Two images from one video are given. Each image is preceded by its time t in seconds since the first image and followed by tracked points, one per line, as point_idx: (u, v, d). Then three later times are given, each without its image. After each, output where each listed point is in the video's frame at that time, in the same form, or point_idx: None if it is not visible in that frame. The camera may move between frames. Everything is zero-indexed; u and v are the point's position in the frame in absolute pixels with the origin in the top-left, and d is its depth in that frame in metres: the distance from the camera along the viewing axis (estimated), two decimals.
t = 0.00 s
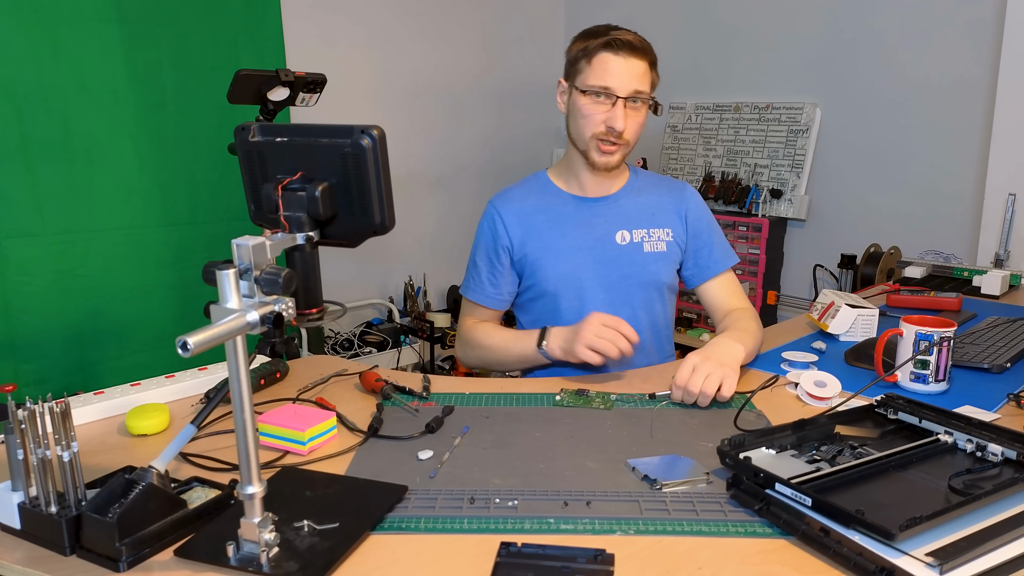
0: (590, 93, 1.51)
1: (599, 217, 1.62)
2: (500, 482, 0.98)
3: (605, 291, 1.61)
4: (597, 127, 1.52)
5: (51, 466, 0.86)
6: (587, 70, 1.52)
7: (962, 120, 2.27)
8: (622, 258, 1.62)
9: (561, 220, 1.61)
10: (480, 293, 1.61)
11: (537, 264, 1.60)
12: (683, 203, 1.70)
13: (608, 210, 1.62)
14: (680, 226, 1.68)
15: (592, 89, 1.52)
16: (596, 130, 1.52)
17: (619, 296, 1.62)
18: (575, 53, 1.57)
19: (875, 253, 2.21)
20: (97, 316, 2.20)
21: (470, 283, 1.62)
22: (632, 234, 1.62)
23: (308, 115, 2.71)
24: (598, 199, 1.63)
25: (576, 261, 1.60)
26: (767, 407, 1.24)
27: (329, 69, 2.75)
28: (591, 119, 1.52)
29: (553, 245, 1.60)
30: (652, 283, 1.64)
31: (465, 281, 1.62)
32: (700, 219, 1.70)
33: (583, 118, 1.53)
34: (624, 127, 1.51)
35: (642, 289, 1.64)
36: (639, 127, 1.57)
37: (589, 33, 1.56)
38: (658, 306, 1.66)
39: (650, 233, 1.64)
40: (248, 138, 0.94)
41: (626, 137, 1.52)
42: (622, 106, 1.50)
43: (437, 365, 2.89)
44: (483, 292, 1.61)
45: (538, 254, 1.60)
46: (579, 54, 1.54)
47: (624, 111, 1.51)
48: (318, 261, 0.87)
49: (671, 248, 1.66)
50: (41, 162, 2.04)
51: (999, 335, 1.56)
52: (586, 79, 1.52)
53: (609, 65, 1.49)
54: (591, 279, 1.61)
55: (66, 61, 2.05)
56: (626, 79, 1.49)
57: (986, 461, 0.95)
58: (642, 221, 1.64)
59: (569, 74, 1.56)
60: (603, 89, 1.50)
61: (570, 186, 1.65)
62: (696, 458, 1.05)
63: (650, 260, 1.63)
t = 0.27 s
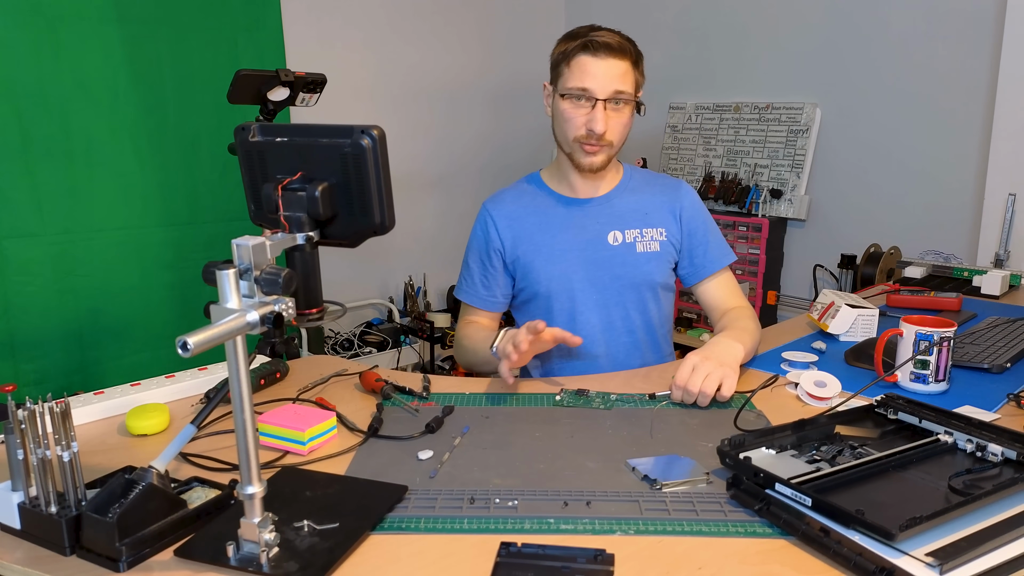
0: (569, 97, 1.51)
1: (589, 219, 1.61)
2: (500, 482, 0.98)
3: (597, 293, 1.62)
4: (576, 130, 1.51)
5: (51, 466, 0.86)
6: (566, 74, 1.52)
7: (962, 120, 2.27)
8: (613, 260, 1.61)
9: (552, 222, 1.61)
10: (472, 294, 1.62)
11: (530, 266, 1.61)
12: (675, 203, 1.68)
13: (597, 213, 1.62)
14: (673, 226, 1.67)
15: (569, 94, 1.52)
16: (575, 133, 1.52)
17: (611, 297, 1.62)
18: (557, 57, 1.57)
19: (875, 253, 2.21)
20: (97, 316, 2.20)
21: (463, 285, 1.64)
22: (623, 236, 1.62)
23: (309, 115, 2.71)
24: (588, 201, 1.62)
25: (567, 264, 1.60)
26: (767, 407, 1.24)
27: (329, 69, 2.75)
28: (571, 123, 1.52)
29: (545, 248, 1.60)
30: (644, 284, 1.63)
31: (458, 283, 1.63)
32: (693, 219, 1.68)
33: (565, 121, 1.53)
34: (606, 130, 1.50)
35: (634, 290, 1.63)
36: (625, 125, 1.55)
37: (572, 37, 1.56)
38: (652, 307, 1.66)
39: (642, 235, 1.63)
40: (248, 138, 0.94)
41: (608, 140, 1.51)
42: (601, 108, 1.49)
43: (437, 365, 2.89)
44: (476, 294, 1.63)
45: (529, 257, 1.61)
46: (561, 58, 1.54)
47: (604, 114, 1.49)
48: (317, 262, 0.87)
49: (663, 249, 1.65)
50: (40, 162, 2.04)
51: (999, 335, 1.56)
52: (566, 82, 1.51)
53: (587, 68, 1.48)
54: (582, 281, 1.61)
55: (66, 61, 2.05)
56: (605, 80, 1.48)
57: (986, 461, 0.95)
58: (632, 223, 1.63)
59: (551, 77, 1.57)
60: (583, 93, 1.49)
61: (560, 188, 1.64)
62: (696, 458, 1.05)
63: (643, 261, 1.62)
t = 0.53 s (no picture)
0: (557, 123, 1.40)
1: (585, 222, 1.61)
2: (500, 482, 0.98)
3: (593, 294, 1.62)
4: (566, 157, 1.43)
5: (51, 466, 0.86)
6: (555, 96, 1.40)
7: (962, 120, 2.27)
8: (609, 262, 1.61)
9: (548, 224, 1.61)
10: (468, 294, 1.63)
11: (526, 267, 1.61)
12: (671, 204, 1.67)
13: (593, 215, 1.62)
14: (670, 226, 1.66)
15: (557, 120, 1.40)
16: (563, 160, 1.44)
17: (608, 298, 1.63)
18: (549, 70, 1.42)
19: (875, 253, 2.21)
20: (97, 316, 2.20)
21: (459, 284, 1.64)
22: (619, 238, 1.62)
23: (308, 115, 2.71)
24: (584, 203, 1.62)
25: (563, 266, 1.61)
26: (766, 407, 1.24)
27: (329, 69, 2.75)
28: (560, 150, 1.43)
29: (541, 250, 1.61)
30: (640, 285, 1.63)
31: (455, 282, 1.64)
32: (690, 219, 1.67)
33: (555, 145, 1.44)
34: (597, 160, 1.41)
35: (630, 291, 1.63)
36: (617, 145, 1.44)
37: (567, 47, 1.42)
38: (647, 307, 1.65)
39: (638, 237, 1.62)
40: (248, 138, 0.94)
41: (598, 168, 1.43)
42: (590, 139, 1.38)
43: (437, 365, 2.89)
44: (472, 294, 1.63)
45: (526, 258, 1.61)
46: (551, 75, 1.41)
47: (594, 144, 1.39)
48: (317, 262, 0.87)
49: (659, 250, 1.64)
50: (40, 162, 2.04)
51: (999, 335, 1.56)
52: (554, 106, 1.40)
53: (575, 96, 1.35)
54: (579, 282, 1.61)
55: (66, 60, 2.05)
56: (594, 110, 1.35)
57: (986, 461, 0.95)
58: (628, 225, 1.63)
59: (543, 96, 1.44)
60: (570, 123, 1.38)
61: (556, 189, 1.63)
62: (696, 458, 1.05)
63: (639, 263, 1.62)
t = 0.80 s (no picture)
0: (558, 136, 1.40)
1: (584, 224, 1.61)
2: (500, 482, 0.98)
3: (592, 296, 1.62)
4: (567, 167, 1.44)
5: (51, 466, 0.86)
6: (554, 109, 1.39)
7: (962, 120, 2.27)
8: (609, 264, 1.61)
9: (547, 226, 1.61)
10: (468, 295, 1.63)
11: (525, 270, 1.61)
12: (670, 205, 1.66)
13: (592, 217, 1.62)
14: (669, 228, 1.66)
15: (558, 132, 1.40)
16: (565, 170, 1.45)
17: (607, 300, 1.62)
18: (548, 81, 1.41)
19: (875, 253, 2.21)
20: (97, 316, 2.20)
21: (459, 286, 1.65)
22: (619, 240, 1.61)
23: (308, 115, 2.71)
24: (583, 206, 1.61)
25: (562, 268, 1.61)
26: (766, 407, 1.24)
27: (329, 69, 2.75)
28: (561, 161, 1.44)
29: (540, 252, 1.60)
30: (640, 286, 1.63)
31: (454, 284, 1.64)
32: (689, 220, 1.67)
33: (556, 156, 1.44)
34: (598, 171, 1.42)
35: (630, 293, 1.63)
36: (618, 155, 1.44)
37: (565, 57, 1.40)
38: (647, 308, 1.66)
39: (637, 239, 1.62)
40: (248, 138, 0.94)
41: (599, 177, 1.44)
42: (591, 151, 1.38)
43: (437, 365, 2.89)
44: (471, 295, 1.64)
45: (525, 261, 1.61)
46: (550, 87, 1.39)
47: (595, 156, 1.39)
48: (317, 262, 0.86)
49: (658, 252, 1.64)
50: (40, 162, 2.04)
51: (999, 335, 1.56)
52: (554, 118, 1.40)
53: (574, 110, 1.35)
54: (578, 284, 1.61)
55: (66, 61, 2.05)
56: (594, 125, 1.35)
57: (987, 461, 0.95)
58: (627, 227, 1.62)
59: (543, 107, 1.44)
60: (571, 136, 1.38)
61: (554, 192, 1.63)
62: (696, 458, 1.05)
63: (638, 265, 1.62)
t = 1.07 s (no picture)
0: (560, 139, 1.40)
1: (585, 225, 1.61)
2: (500, 482, 0.98)
3: (593, 297, 1.61)
4: (570, 171, 1.44)
5: (51, 466, 0.86)
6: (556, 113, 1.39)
7: (962, 119, 2.27)
8: (609, 265, 1.61)
9: (547, 227, 1.61)
10: (468, 296, 1.63)
11: (526, 271, 1.61)
12: (670, 205, 1.66)
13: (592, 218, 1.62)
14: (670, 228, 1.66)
15: (560, 136, 1.40)
16: (569, 174, 1.45)
17: (608, 300, 1.62)
18: (548, 85, 1.41)
19: (875, 253, 2.21)
20: (97, 316, 2.20)
21: (460, 287, 1.65)
22: (619, 240, 1.61)
23: (309, 115, 2.71)
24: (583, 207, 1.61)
25: (563, 270, 1.60)
26: (767, 407, 1.24)
27: (329, 69, 2.75)
28: (564, 164, 1.44)
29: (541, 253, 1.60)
30: (640, 287, 1.63)
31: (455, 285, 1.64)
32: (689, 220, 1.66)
33: (559, 160, 1.44)
34: (601, 174, 1.42)
35: (631, 294, 1.63)
36: (620, 158, 1.44)
37: (565, 61, 1.40)
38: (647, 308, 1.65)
39: (637, 239, 1.62)
40: (248, 138, 0.94)
41: (602, 179, 1.44)
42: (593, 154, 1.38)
43: (437, 365, 2.89)
44: (472, 297, 1.64)
45: (525, 262, 1.61)
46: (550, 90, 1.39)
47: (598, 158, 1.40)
48: (317, 262, 0.86)
49: (658, 252, 1.64)
50: (40, 162, 2.04)
51: (1000, 335, 1.56)
52: (556, 122, 1.39)
53: (576, 114, 1.35)
54: (579, 285, 1.61)
55: (66, 61, 2.05)
56: (596, 128, 1.35)
57: (987, 461, 0.95)
58: (627, 227, 1.62)
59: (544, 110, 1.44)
60: (574, 140, 1.38)
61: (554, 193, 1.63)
62: (696, 458, 1.05)
63: (638, 265, 1.62)
